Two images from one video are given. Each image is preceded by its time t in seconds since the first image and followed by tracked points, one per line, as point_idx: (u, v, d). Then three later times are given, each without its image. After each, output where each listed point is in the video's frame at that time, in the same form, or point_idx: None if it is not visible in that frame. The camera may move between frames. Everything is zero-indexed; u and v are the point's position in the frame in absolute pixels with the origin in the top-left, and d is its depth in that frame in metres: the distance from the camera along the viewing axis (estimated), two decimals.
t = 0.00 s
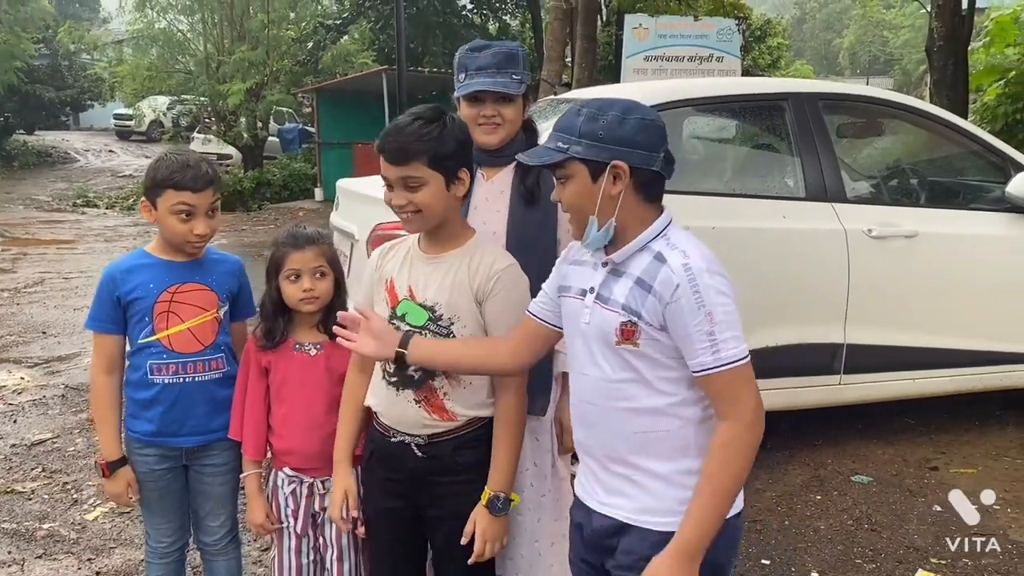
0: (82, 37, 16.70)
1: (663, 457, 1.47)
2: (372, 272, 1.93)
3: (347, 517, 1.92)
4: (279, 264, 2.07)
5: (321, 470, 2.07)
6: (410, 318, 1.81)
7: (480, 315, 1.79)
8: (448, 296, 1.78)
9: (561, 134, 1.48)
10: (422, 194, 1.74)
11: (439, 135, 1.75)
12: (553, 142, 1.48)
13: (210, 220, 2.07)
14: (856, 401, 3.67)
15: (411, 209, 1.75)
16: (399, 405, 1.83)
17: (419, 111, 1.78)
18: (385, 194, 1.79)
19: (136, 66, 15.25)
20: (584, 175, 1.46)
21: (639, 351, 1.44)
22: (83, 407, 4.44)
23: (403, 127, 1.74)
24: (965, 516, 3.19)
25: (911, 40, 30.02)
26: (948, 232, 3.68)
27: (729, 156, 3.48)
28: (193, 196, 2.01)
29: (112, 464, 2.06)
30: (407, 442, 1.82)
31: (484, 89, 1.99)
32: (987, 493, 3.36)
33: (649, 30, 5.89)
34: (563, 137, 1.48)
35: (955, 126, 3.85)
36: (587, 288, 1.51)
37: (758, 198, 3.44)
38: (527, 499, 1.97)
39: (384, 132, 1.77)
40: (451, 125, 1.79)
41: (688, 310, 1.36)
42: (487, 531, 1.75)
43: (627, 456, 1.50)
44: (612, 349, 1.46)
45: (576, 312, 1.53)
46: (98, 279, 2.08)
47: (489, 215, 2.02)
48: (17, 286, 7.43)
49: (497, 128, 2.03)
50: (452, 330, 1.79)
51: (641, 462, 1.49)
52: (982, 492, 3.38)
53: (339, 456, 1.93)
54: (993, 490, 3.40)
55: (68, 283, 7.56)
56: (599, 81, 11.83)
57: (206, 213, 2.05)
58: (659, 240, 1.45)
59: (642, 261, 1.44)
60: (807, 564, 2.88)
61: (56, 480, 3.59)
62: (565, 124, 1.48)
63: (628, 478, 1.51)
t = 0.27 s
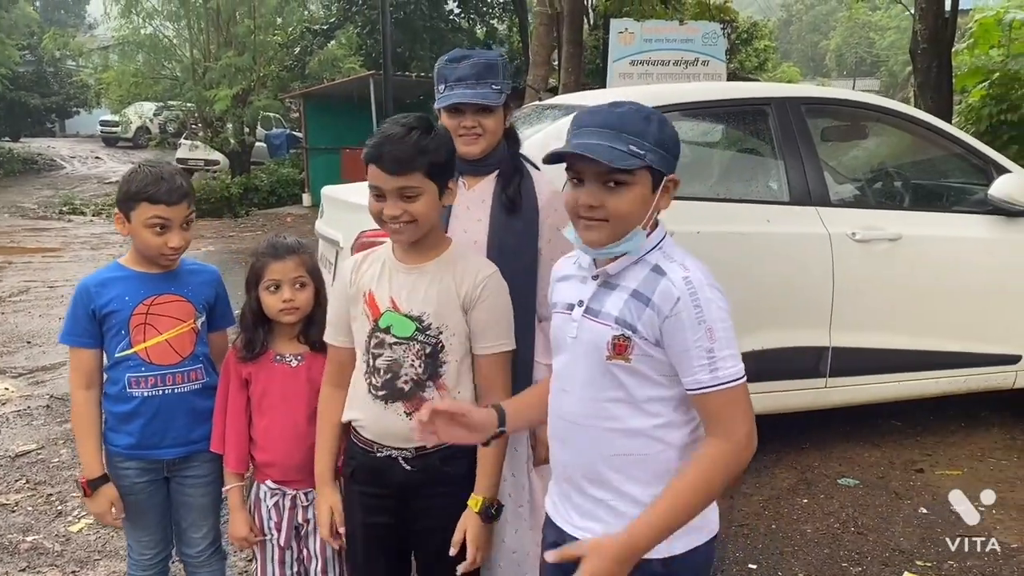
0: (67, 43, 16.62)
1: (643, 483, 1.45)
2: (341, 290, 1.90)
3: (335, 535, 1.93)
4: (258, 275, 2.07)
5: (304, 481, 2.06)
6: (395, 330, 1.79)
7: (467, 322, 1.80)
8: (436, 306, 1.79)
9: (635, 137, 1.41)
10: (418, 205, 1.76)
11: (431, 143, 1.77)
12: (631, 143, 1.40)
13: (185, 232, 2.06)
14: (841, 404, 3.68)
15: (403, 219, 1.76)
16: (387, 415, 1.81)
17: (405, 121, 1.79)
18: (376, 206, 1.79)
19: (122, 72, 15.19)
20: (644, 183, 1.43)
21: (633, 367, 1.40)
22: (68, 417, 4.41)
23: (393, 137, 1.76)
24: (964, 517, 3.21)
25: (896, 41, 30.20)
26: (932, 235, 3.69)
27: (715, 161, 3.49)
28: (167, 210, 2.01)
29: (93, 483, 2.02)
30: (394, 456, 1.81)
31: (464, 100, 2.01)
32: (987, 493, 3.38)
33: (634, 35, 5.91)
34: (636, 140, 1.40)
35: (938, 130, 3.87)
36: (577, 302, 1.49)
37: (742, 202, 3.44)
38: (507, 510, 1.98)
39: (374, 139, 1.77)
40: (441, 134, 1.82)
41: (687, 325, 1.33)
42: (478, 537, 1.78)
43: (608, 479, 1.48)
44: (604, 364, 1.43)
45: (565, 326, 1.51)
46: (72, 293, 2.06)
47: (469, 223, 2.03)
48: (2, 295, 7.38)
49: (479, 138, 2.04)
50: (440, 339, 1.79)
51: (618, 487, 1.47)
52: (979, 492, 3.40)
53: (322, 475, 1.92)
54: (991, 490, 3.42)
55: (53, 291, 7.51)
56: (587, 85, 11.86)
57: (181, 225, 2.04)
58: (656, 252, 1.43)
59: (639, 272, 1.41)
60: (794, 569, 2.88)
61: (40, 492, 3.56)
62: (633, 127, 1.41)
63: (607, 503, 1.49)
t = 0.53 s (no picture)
0: (55, 48, 16.55)
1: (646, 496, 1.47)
2: (331, 287, 1.88)
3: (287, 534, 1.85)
4: (241, 281, 2.06)
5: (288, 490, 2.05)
6: (376, 337, 1.78)
7: (451, 336, 1.78)
8: (418, 317, 1.77)
9: (668, 142, 1.43)
10: (366, 208, 1.71)
11: (386, 148, 1.72)
12: (663, 149, 1.41)
13: (163, 238, 2.05)
14: (830, 404, 3.69)
15: (358, 222, 1.72)
16: (362, 424, 1.79)
17: (379, 124, 1.76)
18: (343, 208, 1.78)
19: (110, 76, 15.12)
20: (669, 190, 1.45)
21: (629, 376, 1.43)
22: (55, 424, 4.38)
23: (356, 142, 1.73)
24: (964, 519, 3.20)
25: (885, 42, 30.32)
26: (920, 235, 3.70)
27: (705, 163, 3.49)
28: (144, 216, 2.00)
29: (77, 493, 2.00)
30: (365, 459, 1.80)
31: (444, 104, 2.00)
32: (988, 493, 3.38)
33: (623, 37, 5.89)
34: (667, 145, 1.42)
35: (925, 130, 3.87)
36: (577, 308, 1.51)
37: (731, 204, 3.44)
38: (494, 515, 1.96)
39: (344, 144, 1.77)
40: (403, 140, 1.76)
41: (677, 337, 1.37)
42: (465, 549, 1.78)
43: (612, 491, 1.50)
44: (602, 372, 1.46)
45: (564, 333, 1.52)
46: (48, 305, 2.03)
47: (454, 227, 2.01)
48: None
49: (461, 141, 2.03)
50: (420, 351, 1.77)
51: (622, 501, 1.49)
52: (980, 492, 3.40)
53: (281, 472, 1.86)
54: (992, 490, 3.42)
55: (41, 298, 7.47)
56: (576, 87, 11.87)
57: (158, 232, 2.03)
58: (659, 261, 1.46)
59: (642, 280, 1.44)
60: (784, 570, 2.88)
61: (27, 500, 3.53)
62: (666, 132, 1.43)
63: (605, 515, 1.51)
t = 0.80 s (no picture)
0: (46, 51, 16.49)
1: (641, 494, 1.48)
2: (343, 301, 1.94)
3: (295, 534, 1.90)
4: (233, 285, 2.05)
5: (280, 495, 2.04)
6: (364, 339, 1.78)
7: (439, 346, 1.73)
8: (401, 323, 1.74)
9: (658, 139, 1.43)
10: (366, 211, 1.70)
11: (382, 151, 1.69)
12: (654, 146, 1.42)
13: (149, 240, 2.04)
14: (825, 403, 3.70)
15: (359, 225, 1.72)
16: (348, 432, 1.81)
17: (378, 127, 1.75)
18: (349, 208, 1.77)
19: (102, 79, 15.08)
20: (660, 187, 1.46)
21: (626, 375, 1.44)
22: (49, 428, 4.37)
23: (358, 144, 1.72)
24: (963, 520, 3.18)
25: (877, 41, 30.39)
26: (913, 233, 3.71)
27: (699, 163, 3.49)
28: (129, 219, 1.98)
29: (67, 497, 2.00)
30: (351, 468, 1.83)
31: (433, 108, 2.01)
32: (987, 493, 3.37)
33: (616, 37, 5.90)
34: (657, 143, 1.42)
35: (917, 128, 3.89)
36: (573, 306, 1.52)
37: (725, 203, 3.45)
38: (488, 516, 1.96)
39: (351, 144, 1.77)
40: (399, 142, 1.72)
41: (679, 333, 1.37)
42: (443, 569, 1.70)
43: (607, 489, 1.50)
44: (597, 371, 1.46)
45: (560, 332, 1.54)
46: (36, 308, 2.03)
47: (448, 229, 2.00)
48: None
49: (453, 143, 2.03)
50: (399, 356, 1.74)
51: (616, 498, 1.50)
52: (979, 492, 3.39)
53: (297, 469, 1.92)
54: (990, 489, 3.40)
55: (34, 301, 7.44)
56: (570, 88, 11.88)
57: (144, 234, 2.02)
58: (653, 259, 1.46)
59: (637, 279, 1.45)
60: (779, 568, 2.88)
61: (20, 504, 3.52)
62: (655, 129, 1.43)
63: (598, 513, 1.52)
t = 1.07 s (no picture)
0: (42, 53, 16.46)
1: (645, 481, 1.49)
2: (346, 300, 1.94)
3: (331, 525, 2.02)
4: (227, 286, 2.04)
5: (277, 497, 2.03)
6: (363, 341, 1.80)
7: (427, 344, 1.73)
8: (395, 322, 1.74)
9: (655, 139, 1.44)
10: (363, 205, 1.69)
11: (383, 139, 1.70)
12: (650, 145, 1.43)
13: (139, 242, 2.03)
14: (822, 400, 3.70)
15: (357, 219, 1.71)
16: (349, 434, 1.82)
17: (379, 121, 1.74)
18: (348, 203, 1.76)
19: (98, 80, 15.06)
20: (659, 185, 1.47)
21: (629, 366, 1.45)
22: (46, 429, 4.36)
23: (357, 138, 1.71)
24: (963, 519, 3.17)
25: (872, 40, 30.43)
26: (909, 231, 3.72)
27: (695, 162, 3.48)
28: (119, 221, 1.98)
29: (56, 500, 2.02)
30: (357, 471, 1.82)
31: (431, 108, 2.01)
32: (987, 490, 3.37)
33: (612, 36, 5.92)
34: (655, 142, 1.43)
35: (913, 126, 3.89)
36: (577, 301, 1.53)
37: (721, 201, 3.45)
38: (485, 515, 1.96)
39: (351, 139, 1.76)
40: (398, 135, 1.71)
41: (679, 324, 1.38)
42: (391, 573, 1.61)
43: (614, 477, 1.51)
44: (601, 363, 1.47)
45: (565, 326, 1.55)
46: (29, 309, 2.04)
47: (447, 228, 2.00)
48: None
49: (451, 143, 2.04)
50: (395, 357, 1.74)
51: (622, 485, 1.50)
52: (978, 492, 3.37)
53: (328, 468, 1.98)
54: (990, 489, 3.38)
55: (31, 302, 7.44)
56: (566, 87, 11.89)
57: (134, 235, 2.01)
58: (654, 253, 1.47)
59: (638, 272, 1.46)
60: (777, 566, 2.89)
61: (17, 506, 3.52)
62: (651, 129, 1.44)
63: (606, 499, 1.53)
